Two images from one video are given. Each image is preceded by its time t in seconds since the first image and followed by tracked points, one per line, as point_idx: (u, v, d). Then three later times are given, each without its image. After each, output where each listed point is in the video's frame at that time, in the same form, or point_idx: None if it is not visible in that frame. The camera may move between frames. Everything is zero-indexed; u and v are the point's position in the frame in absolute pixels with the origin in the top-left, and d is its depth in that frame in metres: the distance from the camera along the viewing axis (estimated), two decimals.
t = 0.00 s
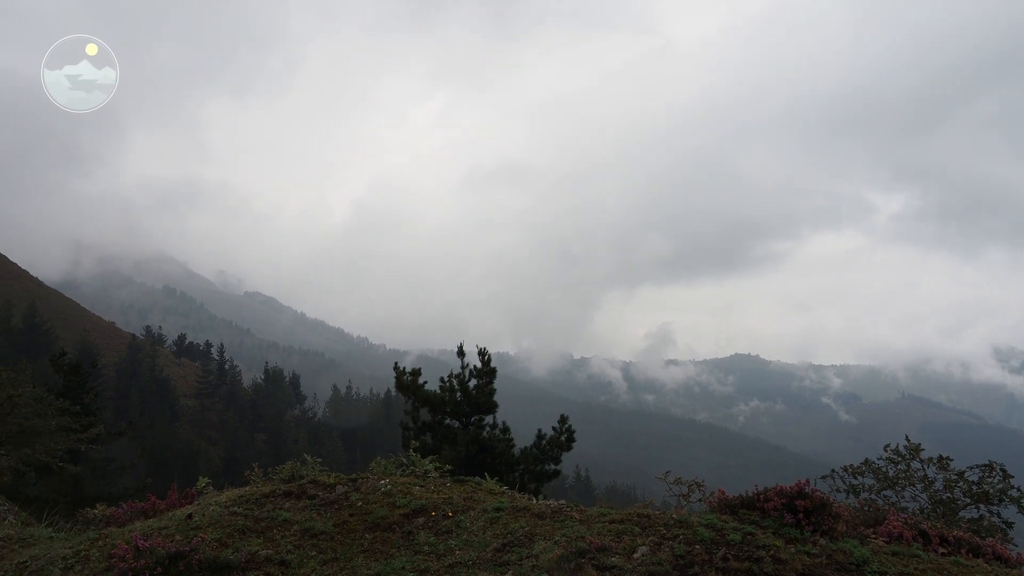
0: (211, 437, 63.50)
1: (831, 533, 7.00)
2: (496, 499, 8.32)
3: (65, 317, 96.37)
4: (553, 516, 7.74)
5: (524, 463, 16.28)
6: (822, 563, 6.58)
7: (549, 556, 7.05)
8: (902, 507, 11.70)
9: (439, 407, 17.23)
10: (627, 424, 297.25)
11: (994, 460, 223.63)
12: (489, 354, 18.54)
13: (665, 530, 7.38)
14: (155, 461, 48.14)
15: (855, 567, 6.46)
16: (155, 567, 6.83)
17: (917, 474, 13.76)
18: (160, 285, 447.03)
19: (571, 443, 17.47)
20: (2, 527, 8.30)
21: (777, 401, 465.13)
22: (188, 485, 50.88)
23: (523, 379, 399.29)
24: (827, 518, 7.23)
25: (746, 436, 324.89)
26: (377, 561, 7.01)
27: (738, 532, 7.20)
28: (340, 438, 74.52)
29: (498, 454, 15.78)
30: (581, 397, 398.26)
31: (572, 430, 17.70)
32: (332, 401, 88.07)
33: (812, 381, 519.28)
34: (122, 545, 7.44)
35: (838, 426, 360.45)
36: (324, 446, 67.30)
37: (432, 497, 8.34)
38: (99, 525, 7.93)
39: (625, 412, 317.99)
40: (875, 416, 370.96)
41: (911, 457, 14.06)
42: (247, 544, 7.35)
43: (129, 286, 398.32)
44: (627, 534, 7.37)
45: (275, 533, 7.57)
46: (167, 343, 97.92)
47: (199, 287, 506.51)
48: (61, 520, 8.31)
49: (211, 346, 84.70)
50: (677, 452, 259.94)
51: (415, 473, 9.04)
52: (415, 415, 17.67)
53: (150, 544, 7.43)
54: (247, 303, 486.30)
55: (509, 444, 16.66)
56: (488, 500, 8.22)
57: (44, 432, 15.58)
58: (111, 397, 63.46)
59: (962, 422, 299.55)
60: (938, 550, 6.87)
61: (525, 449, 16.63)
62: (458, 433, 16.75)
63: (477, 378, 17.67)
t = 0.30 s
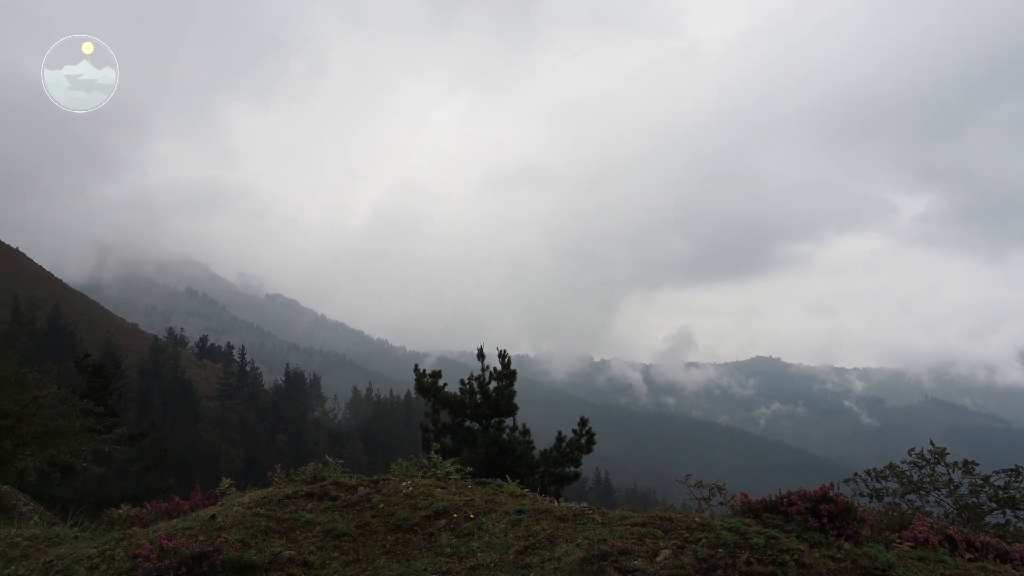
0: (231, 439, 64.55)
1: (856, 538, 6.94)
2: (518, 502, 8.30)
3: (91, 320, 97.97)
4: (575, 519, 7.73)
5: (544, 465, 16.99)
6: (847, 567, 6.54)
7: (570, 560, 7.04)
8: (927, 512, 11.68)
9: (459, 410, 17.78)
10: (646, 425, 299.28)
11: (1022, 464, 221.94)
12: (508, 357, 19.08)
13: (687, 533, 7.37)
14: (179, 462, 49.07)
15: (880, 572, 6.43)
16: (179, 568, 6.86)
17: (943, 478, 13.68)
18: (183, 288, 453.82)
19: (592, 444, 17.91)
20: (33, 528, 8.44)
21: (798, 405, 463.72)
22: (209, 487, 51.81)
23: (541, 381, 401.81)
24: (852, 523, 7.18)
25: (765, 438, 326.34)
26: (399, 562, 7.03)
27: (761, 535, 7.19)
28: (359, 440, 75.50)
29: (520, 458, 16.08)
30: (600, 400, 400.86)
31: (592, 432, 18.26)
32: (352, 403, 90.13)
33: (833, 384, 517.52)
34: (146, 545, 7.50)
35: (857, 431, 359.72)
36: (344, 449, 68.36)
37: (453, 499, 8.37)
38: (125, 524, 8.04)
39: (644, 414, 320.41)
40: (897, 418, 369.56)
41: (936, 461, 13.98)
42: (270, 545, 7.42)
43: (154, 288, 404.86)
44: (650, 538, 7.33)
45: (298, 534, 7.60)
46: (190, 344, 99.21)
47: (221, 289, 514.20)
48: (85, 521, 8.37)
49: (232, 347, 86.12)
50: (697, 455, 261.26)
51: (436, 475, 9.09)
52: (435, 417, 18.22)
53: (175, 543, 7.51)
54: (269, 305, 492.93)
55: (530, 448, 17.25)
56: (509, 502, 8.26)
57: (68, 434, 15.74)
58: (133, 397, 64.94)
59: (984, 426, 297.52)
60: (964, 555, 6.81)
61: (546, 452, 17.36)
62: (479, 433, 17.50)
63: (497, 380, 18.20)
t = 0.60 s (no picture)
0: (260, 439, 66.19)
1: (892, 543, 6.87)
2: (548, 503, 8.37)
3: (126, 322, 99.42)
4: (606, 521, 7.72)
5: (572, 468, 17.65)
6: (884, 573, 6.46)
7: (602, 562, 7.02)
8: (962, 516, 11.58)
9: (488, 411, 19.09)
10: (674, 427, 299.96)
11: None
12: (537, 359, 20.36)
13: (720, 537, 7.33)
14: (211, 463, 52.04)
15: None
16: (212, 567, 6.87)
17: (980, 484, 13.48)
18: (214, 289, 462.80)
19: (621, 446, 18.23)
20: (70, 526, 8.58)
21: (829, 408, 458.39)
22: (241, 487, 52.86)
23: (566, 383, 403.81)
24: (890, 529, 7.09)
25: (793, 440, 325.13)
26: (431, 564, 7.04)
27: (795, 540, 7.10)
28: (387, 441, 76.62)
29: (547, 458, 17.21)
30: (625, 401, 402.21)
31: (621, 435, 18.46)
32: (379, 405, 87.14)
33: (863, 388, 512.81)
34: (181, 545, 7.56)
35: (886, 434, 356.46)
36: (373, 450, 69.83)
37: (484, 501, 8.39)
38: (159, 524, 8.13)
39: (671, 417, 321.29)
40: (929, 422, 364.97)
41: (973, 464, 13.81)
42: (302, 545, 7.45)
43: (187, 289, 413.69)
44: (682, 542, 7.27)
45: (330, 534, 7.68)
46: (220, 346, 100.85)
47: (252, 291, 523.80)
48: (118, 520, 8.53)
49: (263, 348, 87.15)
50: (726, 458, 261.02)
51: (466, 477, 9.13)
52: (465, 418, 19.47)
53: (209, 543, 7.58)
54: (298, 307, 500.22)
55: (558, 450, 18.03)
56: (539, 506, 8.24)
57: (102, 433, 15.58)
58: (165, 397, 66.71)
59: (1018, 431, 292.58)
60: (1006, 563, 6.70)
61: (574, 454, 18.02)
62: (506, 435, 18.53)
63: (524, 383, 19.45)
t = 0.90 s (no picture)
0: (282, 440, 67.42)
1: (923, 548, 6.77)
2: (573, 507, 8.34)
3: (152, 325, 100.65)
4: (629, 526, 7.72)
5: (594, 471, 17.76)
6: None
7: (627, 565, 6.98)
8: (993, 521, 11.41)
9: (509, 413, 19.41)
10: (696, 431, 300.40)
11: None
12: (559, 363, 20.59)
13: (745, 542, 7.29)
14: (234, 463, 54.60)
15: None
16: (238, 567, 6.94)
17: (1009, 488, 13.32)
18: (237, 292, 469.08)
19: (643, 449, 18.28)
20: (98, 526, 8.70)
21: (853, 412, 454.72)
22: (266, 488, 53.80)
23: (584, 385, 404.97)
24: (917, 532, 7.04)
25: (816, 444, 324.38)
26: (455, 567, 7.05)
27: (821, 544, 7.05)
28: (408, 442, 77.08)
29: (568, 461, 17.45)
30: (644, 404, 404.08)
31: (643, 438, 18.50)
32: (402, 407, 87.16)
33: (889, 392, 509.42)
34: (205, 546, 7.60)
35: (910, 441, 353.48)
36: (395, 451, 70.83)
37: (507, 504, 8.40)
38: (185, 525, 8.23)
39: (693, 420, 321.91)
40: (954, 427, 361.15)
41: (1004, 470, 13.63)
42: (326, 547, 7.50)
43: (212, 291, 419.55)
44: (707, 545, 7.26)
45: (354, 536, 7.71)
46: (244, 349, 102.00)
47: (275, 293, 530.20)
48: (146, 520, 8.67)
49: (285, 350, 88.05)
50: (749, 462, 260.09)
51: (490, 480, 9.14)
52: (486, 421, 19.70)
53: (234, 544, 7.63)
54: (320, 309, 505.03)
55: (580, 453, 18.17)
56: (563, 508, 8.26)
57: (127, 433, 15.84)
58: (189, 398, 68.12)
59: None
60: None
61: (596, 457, 18.13)
62: (528, 439, 18.60)
63: (547, 386, 19.61)
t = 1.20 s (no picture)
0: (302, 442, 68.21)
1: (948, 553, 6.72)
2: (594, 510, 8.31)
3: (173, 326, 101.50)
4: (653, 528, 7.67)
5: (614, 473, 17.88)
6: None
7: (651, 568, 6.93)
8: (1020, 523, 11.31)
9: (529, 415, 19.48)
10: (716, 433, 300.29)
11: None
12: (578, 364, 20.45)
13: (769, 545, 7.24)
14: (254, 465, 55.42)
15: None
16: (262, 567, 6.97)
17: None
18: (259, 293, 474.47)
19: (663, 451, 18.41)
20: (121, 527, 8.77)
21: (876, 415, 451.07)
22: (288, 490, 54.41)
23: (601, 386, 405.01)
24: (944, 536, 6.97)
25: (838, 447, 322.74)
26: (477, 568, 7.06)
27: (846, 550, 6.99)
28: (428, 444, 77.27)
29: (588, 462, 17.61)
30: (661, 405, 404.62)
31: (663, 440, 18.67)
32: (422, 409, 87.52)
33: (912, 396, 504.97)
34: (228, 546, 7.65)
35: (933, 445, 350.04)
36: (415, 453, 71.16)
37: (529, 506, 8.41)
38: (207, 525, 8.31)
39: (713, 422, 321.56)
40: (979, 431, 356.83)
41: None
42: (348, 548, 7.53)
43: (234, 293, 424.34)
44: (731, 549, 7.20)
45: (375, 537, 7.74)
46: (265, 351, 102.77)
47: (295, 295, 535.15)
48: (168, 521, 8.77)
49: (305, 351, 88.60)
50: (772, 464, 258.37)
51: (510, 482, 9.19)
52: (506, 422, 19.74)
53: (256, 544, 7.67)
54: (339, 310, 508.82)
55: (600, 454, 18.32)
56: (584, 511, 8.23)
57: (150, 435, 16.02)
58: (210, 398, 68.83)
59: None
60: None
61: (615, 459, 18.23)
62: (548, 441, 18.66)
63: (567, 388, 19.54)
